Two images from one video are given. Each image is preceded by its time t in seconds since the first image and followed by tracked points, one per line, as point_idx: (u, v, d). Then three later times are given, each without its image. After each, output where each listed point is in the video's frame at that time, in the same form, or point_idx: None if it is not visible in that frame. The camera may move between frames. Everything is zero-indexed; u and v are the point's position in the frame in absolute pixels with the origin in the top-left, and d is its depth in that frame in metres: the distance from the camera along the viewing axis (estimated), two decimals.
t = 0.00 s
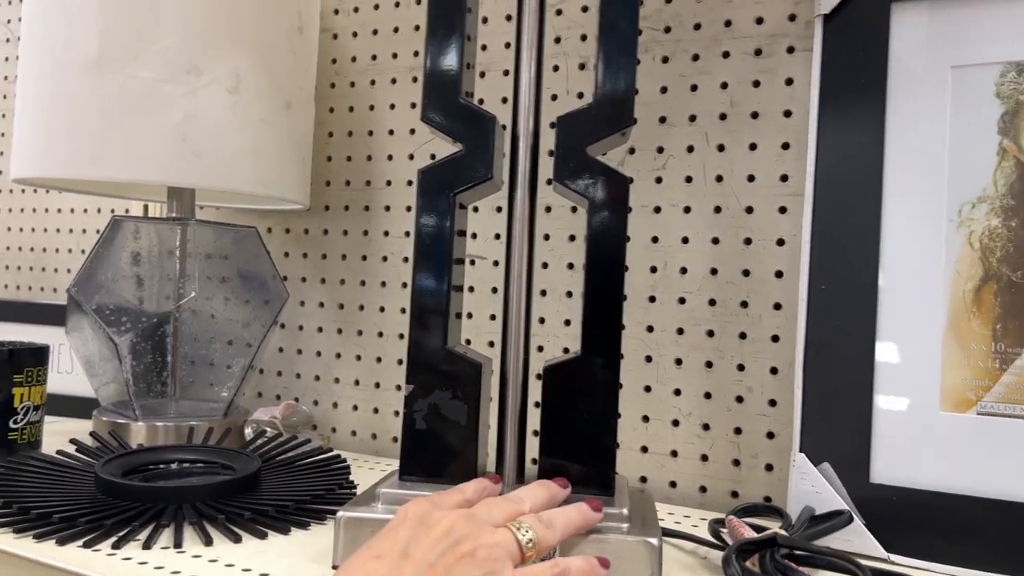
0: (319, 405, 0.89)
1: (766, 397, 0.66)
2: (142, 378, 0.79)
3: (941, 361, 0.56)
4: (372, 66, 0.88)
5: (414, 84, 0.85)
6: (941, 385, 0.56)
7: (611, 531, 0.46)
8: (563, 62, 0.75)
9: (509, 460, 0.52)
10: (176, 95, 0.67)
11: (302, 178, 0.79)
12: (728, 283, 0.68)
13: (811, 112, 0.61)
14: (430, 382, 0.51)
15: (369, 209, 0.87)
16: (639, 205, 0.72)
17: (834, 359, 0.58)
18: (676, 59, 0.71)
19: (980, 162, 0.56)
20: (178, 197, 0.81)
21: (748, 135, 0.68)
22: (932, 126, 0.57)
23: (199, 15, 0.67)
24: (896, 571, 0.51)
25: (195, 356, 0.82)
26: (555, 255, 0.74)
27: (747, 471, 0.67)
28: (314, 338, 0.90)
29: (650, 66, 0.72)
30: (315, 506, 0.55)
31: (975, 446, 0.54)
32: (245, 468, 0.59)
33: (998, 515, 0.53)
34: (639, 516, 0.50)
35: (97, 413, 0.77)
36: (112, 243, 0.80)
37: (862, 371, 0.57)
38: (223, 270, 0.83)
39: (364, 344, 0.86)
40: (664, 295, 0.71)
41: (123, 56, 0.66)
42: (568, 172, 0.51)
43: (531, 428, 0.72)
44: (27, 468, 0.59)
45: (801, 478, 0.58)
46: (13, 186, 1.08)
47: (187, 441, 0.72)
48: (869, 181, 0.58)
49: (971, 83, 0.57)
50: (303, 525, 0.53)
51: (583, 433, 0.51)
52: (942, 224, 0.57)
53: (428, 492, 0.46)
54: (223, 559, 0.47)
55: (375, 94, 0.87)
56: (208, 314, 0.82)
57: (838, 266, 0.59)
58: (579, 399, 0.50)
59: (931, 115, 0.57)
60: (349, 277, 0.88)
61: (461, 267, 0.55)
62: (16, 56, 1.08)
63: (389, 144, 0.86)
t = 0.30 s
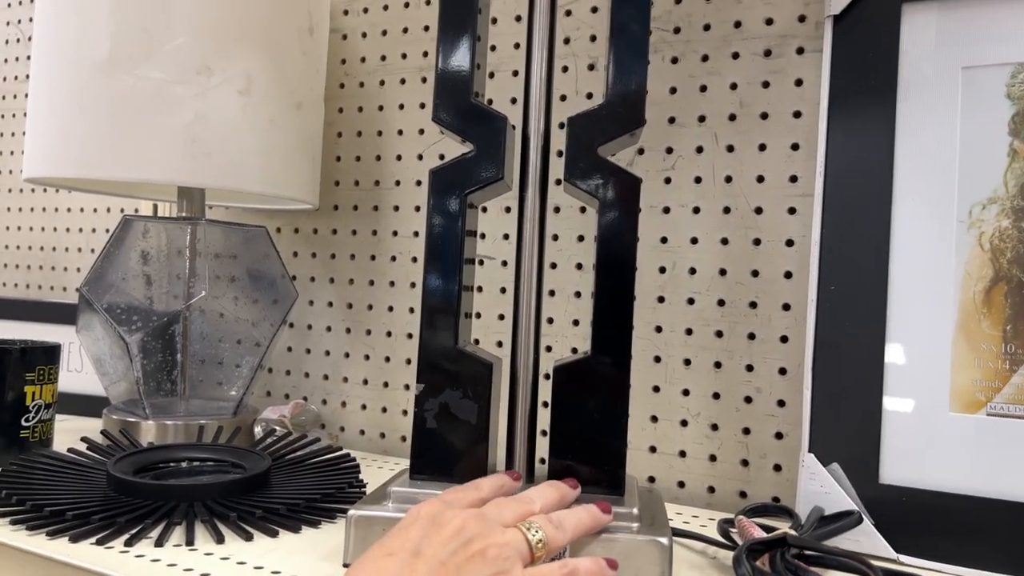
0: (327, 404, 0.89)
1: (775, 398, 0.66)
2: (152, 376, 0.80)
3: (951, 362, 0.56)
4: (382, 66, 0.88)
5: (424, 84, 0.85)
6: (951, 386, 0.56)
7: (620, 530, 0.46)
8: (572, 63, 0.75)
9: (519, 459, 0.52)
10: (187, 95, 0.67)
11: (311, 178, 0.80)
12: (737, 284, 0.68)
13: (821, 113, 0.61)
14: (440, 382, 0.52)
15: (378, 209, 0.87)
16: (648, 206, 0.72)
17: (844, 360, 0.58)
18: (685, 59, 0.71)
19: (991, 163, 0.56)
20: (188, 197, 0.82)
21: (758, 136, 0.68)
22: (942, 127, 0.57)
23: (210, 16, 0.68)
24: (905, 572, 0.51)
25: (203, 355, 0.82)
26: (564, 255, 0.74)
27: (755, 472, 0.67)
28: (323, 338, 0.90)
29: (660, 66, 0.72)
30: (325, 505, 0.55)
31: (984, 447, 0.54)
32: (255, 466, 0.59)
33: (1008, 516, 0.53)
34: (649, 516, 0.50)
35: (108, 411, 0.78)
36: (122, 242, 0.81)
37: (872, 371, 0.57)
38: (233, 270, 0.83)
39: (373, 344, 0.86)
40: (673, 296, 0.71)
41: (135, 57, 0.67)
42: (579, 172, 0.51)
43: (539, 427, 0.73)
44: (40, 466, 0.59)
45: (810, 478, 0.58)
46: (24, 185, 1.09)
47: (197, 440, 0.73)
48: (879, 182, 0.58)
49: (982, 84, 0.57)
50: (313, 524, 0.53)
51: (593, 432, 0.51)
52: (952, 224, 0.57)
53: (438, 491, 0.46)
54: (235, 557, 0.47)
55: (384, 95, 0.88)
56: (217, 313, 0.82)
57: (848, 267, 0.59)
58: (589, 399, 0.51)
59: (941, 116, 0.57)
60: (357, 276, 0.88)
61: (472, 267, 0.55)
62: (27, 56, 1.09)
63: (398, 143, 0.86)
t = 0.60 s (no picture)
0: (328, 407, 0.89)
1: (774, 401, 0.67)
2: (153, 381, 0.80)
3: (950, 365, 0.56)
4: (381, 70, 0.88)
5: (423, 88, 0.85)
6: (949, 390, 0.56)
7: (617, 536, 0.46)
8: (571, 66, 0.75)
9: (517, 464, 0.52)
10: (186, 101, 0.68)
11: (311, 183, 0.80)
12: (735, 287, 0.68)
13: (818, 116, 0.61)
14: (438, 387, 0.52)
15: (378, 213, 0.87)
16: (647, 209, 0.72)
17: (842, 363, 0.58)
18: (683, 62, 0.71)
19: (989, 166, 0.56)
20: (189, 202, 0.83)
21: (756, 139, 0.68)
22: (940, 130, 0.57)
23: (209, 22, 0.68)
24: None
25: (205, 359, 0.83)
26: (563, 259, 0.74)
27: (755, 475, 0.67)
28: (323, 341, 0.90)
29: (658, 70, 0.72)
30: (324, 510, 0.56)
31: (983, 451, 0.54)
32: (255, 471, 0.59)
33: (1006, 520, 0.53)
34: (646, 521, 0.50)
35: (109, 415, 0.78)
36: (123, 247, 0.80)
37: (871, 374, 0.57)
38: (233, 273, 0.83)
39: (374, 347, 0.87)
40: (672, 299, 0.71)
41: (135, 63, 0.67)
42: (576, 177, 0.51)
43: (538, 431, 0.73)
44: (41, 472, 0.60)
45: (809, 482, 0.58)
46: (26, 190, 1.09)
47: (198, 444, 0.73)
48: (877, 185, 0.58)
49: (980, 87, 0.57)
50: (313, 529, 0.53)
51: (591, 437, 0.51)
52: (950, 227, 0.57)
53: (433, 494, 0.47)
54: (234, 563, 0.48)
55: (384, 99, 0.88)
56: (218, 317, 0.83)
57: (846, 270, 0.59)
58: (587, 404, 0.51)
59: (939, 119, 0.57)
60: (358, 280, 0.88)
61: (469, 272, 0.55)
62: (29, 61, 1.09)
63: (398, 147, 0.86)
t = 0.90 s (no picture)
0: (328, 413, 0.89)
1: (776, 407, 0.66)
2: (153, 387, 0.80)
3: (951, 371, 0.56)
4: (381, 76, 0.88)
5: (423, 94, 0.85)
6: (951, 396, 0.55)
7: (617, 543, 0.46)
8: (571, 72, 0.75)
9: (517, 471, 0.52)
10: (186, 107, 0.68)
11: (311, 189, 0.80)
12: (736, 293, 0.68)
13: (818, 122, 0.61)
14: (438, 394, 0.52)
15: (379, 218, 0.87)
16: (647, 214, 0.72)
17: (843, 369, 0.58)
18: (683, 68, 0.71)
19: (989, 172, 0.56)
20: (190, 208, 0.84)
21: (756, 144, 0.68)
22: (940, 135, 0.57)
23: (208, 29, 0.68)
24: None
25: (206, 365, 0.82)
26: (563, 264, 0.74)
27: (756, 481, 0.67)
28: (324, 347, 0.90)
29: (658, 75, 0.72)
30: (323, 517, 0.55)
31: (985, 457, 0.54)
32: (256, 478, 0.59)
33: (1008, 526, 0.52)
34: (647, 527, 0.50)
35: (109, 422, 0.79)
36: (124, 253, 0.81)
37: (872, 380, 0.57)
38: (233, 279, 0.83)
39: (374, 353, 0.87)
40: (672, 304, 0.71)
41: (136, 69, 0.67)
42: (575, 183, 0.51)
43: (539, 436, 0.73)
44: (42, 478, 0.60)
45: (810, 488, 0.58)
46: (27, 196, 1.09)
47: (198, 451, 0.73)
48: (877, 191, 0.58)
49: (980, 92, 0.56)
50: (312, 536, 0.53)
51: (591, 444, 0.51)
52: (951, 233, 0.56)
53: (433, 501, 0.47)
54: (234, 571, 0.47)
55: (384, 104, 0.88)
56: (219, 323, 0.82)
57: (846, 276, 0.59)
58: (587, 410, 0.50)
59: (939, 125, 0.57)
60: (358, 285, 0.88)
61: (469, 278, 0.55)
62: (31, 67, 1.10)
63: (398, 153, 0.86)
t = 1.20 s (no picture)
0: (330, 415, 0.89)
1: (777, 408, 0.66)
2: (154, 389, 0.80)
3: (953, 373, 0.55)
4: (381, 78, 0.88)
5: (423, 95, 0.85)
6: (954, 398, 0.55)
7: (617, 546, 0.45)
8: (571, 73, 0.75)
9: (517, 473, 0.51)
10: (185, 109, 0.67)
11: (311, 191, 0.80)
12: (737, 294, 0.68)
13: (819, 122, 0.61)
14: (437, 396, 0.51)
15: (379, 220, 0.87)
16: (648, 215, 0.72)
17: (844, 371, 0.58)
18: (684, 68, 0.71)
19: (992, 172, 0.56)
20: (190, 209, 0.83)
21: (757, 145, 0.68)
22: (942, 135, 0.57)
23: (208, 30, 0.68)
24: None
25: (205, 367, 0.82)
26: (564, 265, 0.74)
27: (758, 483, 0.66)
28: (325, 349, 0.90)
29: (659, 75, 0.72)
30: (322, 520, 0.55)
31: (988, 459, 0.54)
32: (255, 480, 0.59)
33: (1012, 529, 0.52)
34: (647, 530, 0.49)
35: (110, 424, 0.78)
36: (125, 255, 0.81)
37: (874, 381, 0.57)
38: (234, 280, 0.83)
39: (375, 354, 0.87)
40: (673, 305, 0.70)
41: (135, 71, 0.67)
42: (575, 184, 0.51)
43: (540, 438, 0.72)
44: (41, 481, 0.59)
45: (811, 491, 0.58)
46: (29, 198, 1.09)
47: (199, 453, 0.73)
48: (879, 191, 0.58)
49: (983, 91, 0.56)
50: (311, 539, 0.53)
51: (591, 446, 0.50)
52: (953, 233, 0.56)
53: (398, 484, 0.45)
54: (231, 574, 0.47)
55: (385, 106, 0.88)
56: (219, 325, 0.82)
57: (847, 277, 0.58)
58: (586, 413, 0.50)
59: (941, 124, 0.57)
60: (359, 287, 0.88)
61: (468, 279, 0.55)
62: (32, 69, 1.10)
63: (399, 154, 0.86)
